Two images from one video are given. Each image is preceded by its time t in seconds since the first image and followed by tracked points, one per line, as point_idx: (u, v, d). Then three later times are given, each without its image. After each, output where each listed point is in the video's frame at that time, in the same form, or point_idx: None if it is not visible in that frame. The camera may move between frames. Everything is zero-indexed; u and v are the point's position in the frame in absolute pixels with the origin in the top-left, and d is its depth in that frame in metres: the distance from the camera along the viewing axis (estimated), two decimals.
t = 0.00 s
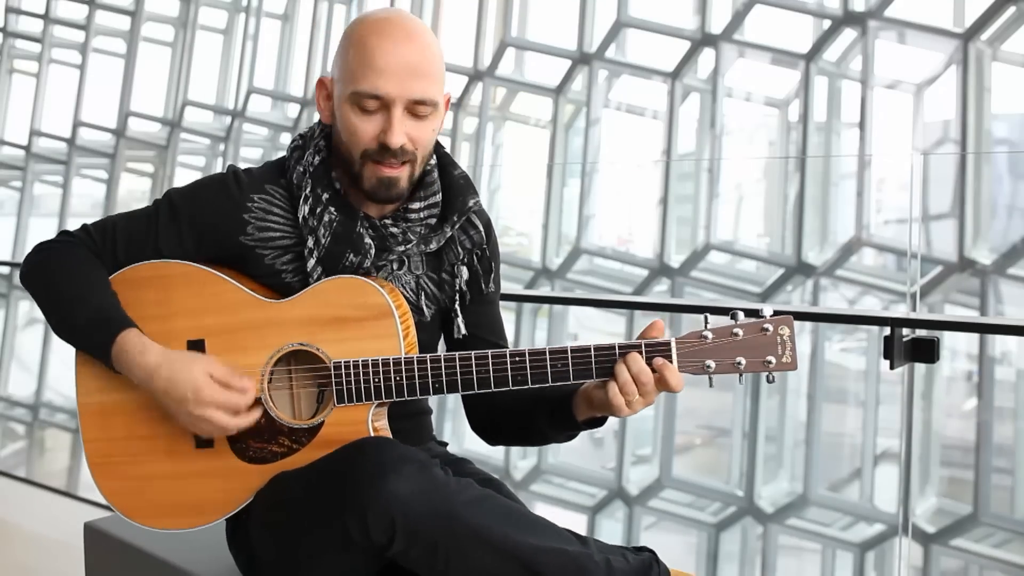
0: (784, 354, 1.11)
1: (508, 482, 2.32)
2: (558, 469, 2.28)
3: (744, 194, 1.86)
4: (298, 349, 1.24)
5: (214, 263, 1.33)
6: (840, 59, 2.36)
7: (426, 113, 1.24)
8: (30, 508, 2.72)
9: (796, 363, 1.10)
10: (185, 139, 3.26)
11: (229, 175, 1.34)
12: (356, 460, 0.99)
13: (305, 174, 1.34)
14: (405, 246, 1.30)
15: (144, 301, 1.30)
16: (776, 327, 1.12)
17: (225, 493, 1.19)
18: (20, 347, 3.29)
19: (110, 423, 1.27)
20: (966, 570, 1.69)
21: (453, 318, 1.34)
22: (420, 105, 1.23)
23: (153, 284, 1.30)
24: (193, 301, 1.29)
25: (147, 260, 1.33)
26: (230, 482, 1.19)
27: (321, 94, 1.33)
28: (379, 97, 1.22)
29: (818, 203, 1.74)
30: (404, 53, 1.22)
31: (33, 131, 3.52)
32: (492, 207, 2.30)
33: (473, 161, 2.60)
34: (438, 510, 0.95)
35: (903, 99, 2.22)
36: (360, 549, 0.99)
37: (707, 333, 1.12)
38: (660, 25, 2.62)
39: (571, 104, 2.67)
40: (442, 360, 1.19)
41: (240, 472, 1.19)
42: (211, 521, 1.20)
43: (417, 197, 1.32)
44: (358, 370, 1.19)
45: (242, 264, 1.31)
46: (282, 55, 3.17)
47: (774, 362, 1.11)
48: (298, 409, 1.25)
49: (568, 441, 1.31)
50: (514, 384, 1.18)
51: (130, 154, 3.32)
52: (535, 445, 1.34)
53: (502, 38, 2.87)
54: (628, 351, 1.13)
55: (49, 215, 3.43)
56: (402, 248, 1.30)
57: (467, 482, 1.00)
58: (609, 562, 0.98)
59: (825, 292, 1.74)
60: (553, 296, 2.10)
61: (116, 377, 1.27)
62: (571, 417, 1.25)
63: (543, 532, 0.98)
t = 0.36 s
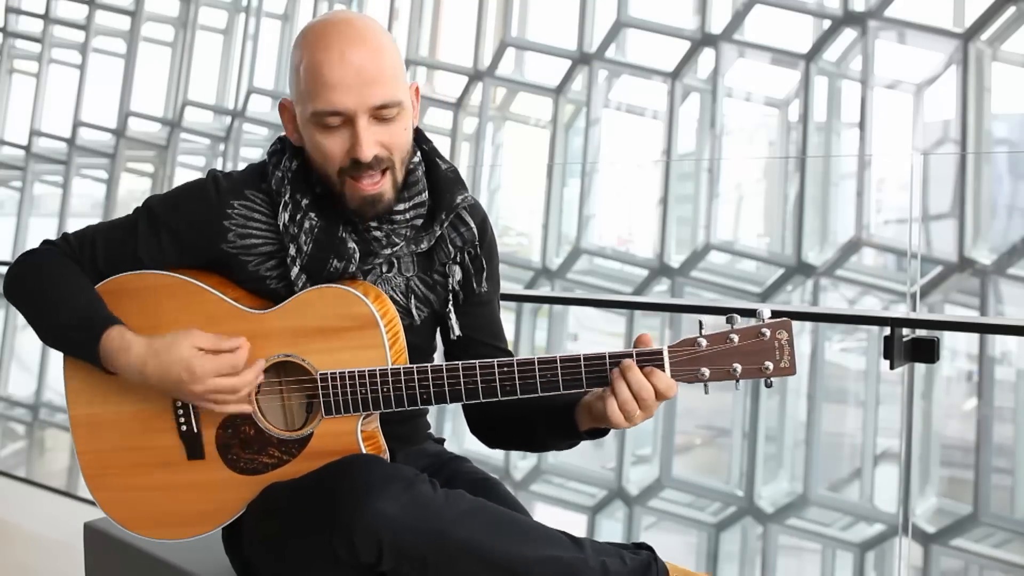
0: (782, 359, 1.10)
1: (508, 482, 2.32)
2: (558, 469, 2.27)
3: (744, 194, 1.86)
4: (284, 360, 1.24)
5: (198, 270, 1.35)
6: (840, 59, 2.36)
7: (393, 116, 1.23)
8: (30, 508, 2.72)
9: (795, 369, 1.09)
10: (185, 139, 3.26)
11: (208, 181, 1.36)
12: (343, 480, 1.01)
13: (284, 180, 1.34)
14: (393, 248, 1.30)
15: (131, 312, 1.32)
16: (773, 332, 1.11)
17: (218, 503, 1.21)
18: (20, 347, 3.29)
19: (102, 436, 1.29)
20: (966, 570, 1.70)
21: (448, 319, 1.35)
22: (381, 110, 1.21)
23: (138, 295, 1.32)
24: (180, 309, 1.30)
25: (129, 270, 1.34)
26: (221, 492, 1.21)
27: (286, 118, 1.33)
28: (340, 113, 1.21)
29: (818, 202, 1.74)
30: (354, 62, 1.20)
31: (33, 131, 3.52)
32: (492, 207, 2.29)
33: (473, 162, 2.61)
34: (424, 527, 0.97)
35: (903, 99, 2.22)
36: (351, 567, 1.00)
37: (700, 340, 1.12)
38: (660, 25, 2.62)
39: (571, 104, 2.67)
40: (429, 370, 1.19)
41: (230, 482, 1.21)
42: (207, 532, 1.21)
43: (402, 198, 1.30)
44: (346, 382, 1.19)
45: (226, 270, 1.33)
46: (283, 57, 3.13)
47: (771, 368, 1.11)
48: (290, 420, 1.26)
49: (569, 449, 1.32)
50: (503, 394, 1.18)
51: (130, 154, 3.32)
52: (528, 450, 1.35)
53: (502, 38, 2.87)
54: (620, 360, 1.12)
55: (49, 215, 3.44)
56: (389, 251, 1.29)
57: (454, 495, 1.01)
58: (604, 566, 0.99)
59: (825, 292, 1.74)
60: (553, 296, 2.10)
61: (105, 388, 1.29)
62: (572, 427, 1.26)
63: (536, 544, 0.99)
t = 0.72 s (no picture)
0: (774, 353, 1.10)
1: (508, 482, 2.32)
2: (558, 469, 2.24)
3: (744, 194, 1.86)
4: (278, 360, 1.24)
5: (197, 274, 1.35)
6: (840, 59, 2.36)
7: (380, 101, 1.27)
8: (30, 508, 2.72)
9: (787, 362, 1.09)
10: (185, 139, 3.26)
11: (208, 183, 1.37)
12: (336, 481, 1.01)
13: (283, 177, 1.36)
14: (389, 250, 1.31)
15: (129, 314, 1.32)
16: (765, 325, 1.11)
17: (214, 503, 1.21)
18: (20, 347, 3.29)
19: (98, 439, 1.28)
20: (966, 570, 1.70)
21: (438, 324, 1.32)
22: (369, 94, 1.26)
23: (136, 298, 1.32)
24: (178, 312, 1.30)
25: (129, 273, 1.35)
26: (216, 493, 1.21)
27: (285, 113, 1.39)
28: (328, 96, 1.26)
29: (818, 203, 1.74)
30: (343, 49, 1.26)
31: (33, 131, 3.52)
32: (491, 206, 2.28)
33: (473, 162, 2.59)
34: (417, 528, 0.96)
35: (903, 99, 2.23)
36: (346, 567, 1.01)
37: (692, 334, 1.12)
38: (660, 25, 2.62)
39: (571, 104, 2.68)
40: (423, 368, 1.19)
41: (226, 483, 1.20)
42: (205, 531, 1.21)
43: (399, 200, 1.32)
44: (339, 380, 1.19)
45: (224, 272, 1.34)
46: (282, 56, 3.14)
47: (764, 361, 1.11)
48: (286, 420, 1.27)
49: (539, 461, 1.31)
50: (496, 391, 1.19)
51: (130, 154, 3.32)
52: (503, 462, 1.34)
53: (502, 38, 2.87)
54: (611, 351, 1.12)
55: (49, 215, 3.44)
56: (385, 253, 1.31)
57: (449, 496, 1.01)
58: (602, 570, 0.97)
59: (825, 292, 1.74)
60: (553, 296, 2.10)
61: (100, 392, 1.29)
62: (546, 437, 1.26)
63: (532, 546, 0.98)
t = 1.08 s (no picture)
0: (776, 341, 1.12)
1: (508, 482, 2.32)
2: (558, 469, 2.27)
3: (743, 194, 1.86)
4: (292, 347, 1.25)
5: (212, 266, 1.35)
6: (840, 59, 2.36)
7: (396, 92, 1.29)
8: (29, 508, 2.72)
9: (789, 350, 1.10)
10: (185, 139, 3.26)
11: (225, 177, 1.37)
12: (352, 458, 1.00)
13: (299, 172, 1.38)
14: (400, 244, 1.32)
15: (143, 304, 1.31)
16: (767, 315, 1.12)
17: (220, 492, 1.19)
18: (20, 347, 3.29)
19: (108, 428, 1.28)
20: (966, 570, 1.70)
21: (447, 320, 1.34)
22: (385, 84, 1.28)
23: (151, 287, 1.32)
24: (192, 302, 1.30)
25: (144, 261, 1.34)
26: (224, 480, 1.19)
27: (302, 108, 1.40)
28: (345, 86, 1.27)
29: (818, 203, 1.74)
30: (361, 40, 1.28)
31: (33, 131, 3.52)
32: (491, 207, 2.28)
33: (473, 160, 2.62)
34: (433, 506, 0.96)
35: (903, 99, 2.23)
36: (358, 547, 0.99)
37: (699, 321, 1.13)
38: (661, 25, 2.61)
39: (571, 104, 2.68)
40: (434, 355, 1.20)
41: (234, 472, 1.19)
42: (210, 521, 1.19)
43: (411, 195, 1.34)
44: (351, 366, 1.19)
45: (239, 264, 1.34)
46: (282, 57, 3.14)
47: (767, 349, 1.12)
48: (294, 407, 1.27)
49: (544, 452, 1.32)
50: (506, 376, 1.19)
51: (130, 154, 3.32)
52: (512, 454, 1.34)
53: (502, 38, 2.87)
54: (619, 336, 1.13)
55: (49, 214, 3.44)
56: (396, 245, 1.32)
57: (464, 480, 1.01)
58: (609, 564, 0.97)
59: (824, 292, 1.74)
60: (553, 296, 2.11)
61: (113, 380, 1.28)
62: (554, 426, 1.26)
63: (544, 532, 0.98)
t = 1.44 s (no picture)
0: (775, 336, 1.12)
1: (509, 483, 2.32)
2: (558, 469, 2.29)
3: (744, 194, 1.87)
4: (305, 333, 1.25)
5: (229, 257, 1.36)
6: (840, 59, 2.36)
7: (421, 92, 1.30)
8: (30, 509, 2.72)
9: (788, 345, 1.11)
10: (185, 139, 3.26)
11: (246, 173, 1.39)
12: (361, 430, 0.97)
13: (321, 166, 1.39)
14: (413, 242, 1.33)
15: (158, 291, 1.31)
16: (767, 310, 1.13)
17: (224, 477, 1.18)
18: (20, 347, 3.29)
19: (118, 411, 1.27)
20: (966, 570, 1.69)
21: (454, 319, 1.32)
22: (411, 82, 1.29)
23: (167, 273, 1.32)
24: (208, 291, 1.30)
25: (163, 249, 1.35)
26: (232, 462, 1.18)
27: (326, 105, 1.41)
28: (372, 82, 1.28)
29: (818, 203, 1.74)
30: (389, 38, 1.29)
31: (33, 131, 3.52)
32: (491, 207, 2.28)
33: (473, 161, 2.57)
34: (441, 483, 0.93)
35: (903, 99, 2.23)
36: (362, 521, 0.96)
37: (701, 312, 1.14)
38: (660, 25, 2.61)
39: (571, 104, 2.68)
40: (445, 341, 1.19)
41: (241, 456, 1.18)
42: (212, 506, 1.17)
43: (426, 196, 1.36)
44: (362, 351, 1.19)
45: (256, 257, 1.34)
46: (282, 56, 3.18)
47: (766, 343, 1.12)
48: (301, 395, 1.26)
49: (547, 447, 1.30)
50: (513, 364, 1.18)
51: (130, 154, 3.32)
52: (514, 450, 1.33)
53: (502, 38, 2.87)
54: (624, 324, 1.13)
55: (49, 214, 3.43)
56: (410, 242, 1.33)
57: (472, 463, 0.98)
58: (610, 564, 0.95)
59: (824, 292, 1.74)
60: (553, 296, 2.11)
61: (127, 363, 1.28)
62: (559, 418, 1.25)
63: (547, 522, 0.96)
